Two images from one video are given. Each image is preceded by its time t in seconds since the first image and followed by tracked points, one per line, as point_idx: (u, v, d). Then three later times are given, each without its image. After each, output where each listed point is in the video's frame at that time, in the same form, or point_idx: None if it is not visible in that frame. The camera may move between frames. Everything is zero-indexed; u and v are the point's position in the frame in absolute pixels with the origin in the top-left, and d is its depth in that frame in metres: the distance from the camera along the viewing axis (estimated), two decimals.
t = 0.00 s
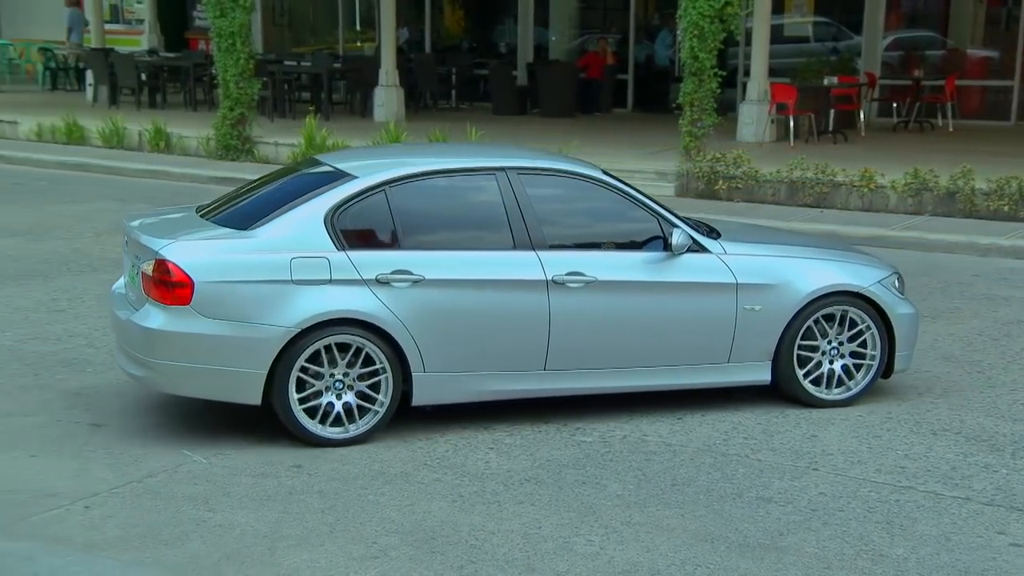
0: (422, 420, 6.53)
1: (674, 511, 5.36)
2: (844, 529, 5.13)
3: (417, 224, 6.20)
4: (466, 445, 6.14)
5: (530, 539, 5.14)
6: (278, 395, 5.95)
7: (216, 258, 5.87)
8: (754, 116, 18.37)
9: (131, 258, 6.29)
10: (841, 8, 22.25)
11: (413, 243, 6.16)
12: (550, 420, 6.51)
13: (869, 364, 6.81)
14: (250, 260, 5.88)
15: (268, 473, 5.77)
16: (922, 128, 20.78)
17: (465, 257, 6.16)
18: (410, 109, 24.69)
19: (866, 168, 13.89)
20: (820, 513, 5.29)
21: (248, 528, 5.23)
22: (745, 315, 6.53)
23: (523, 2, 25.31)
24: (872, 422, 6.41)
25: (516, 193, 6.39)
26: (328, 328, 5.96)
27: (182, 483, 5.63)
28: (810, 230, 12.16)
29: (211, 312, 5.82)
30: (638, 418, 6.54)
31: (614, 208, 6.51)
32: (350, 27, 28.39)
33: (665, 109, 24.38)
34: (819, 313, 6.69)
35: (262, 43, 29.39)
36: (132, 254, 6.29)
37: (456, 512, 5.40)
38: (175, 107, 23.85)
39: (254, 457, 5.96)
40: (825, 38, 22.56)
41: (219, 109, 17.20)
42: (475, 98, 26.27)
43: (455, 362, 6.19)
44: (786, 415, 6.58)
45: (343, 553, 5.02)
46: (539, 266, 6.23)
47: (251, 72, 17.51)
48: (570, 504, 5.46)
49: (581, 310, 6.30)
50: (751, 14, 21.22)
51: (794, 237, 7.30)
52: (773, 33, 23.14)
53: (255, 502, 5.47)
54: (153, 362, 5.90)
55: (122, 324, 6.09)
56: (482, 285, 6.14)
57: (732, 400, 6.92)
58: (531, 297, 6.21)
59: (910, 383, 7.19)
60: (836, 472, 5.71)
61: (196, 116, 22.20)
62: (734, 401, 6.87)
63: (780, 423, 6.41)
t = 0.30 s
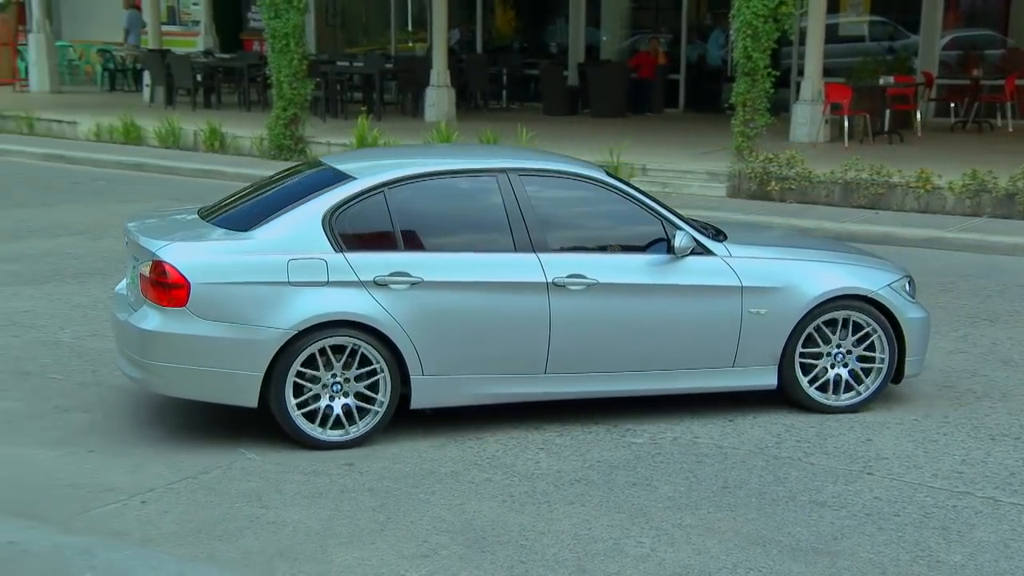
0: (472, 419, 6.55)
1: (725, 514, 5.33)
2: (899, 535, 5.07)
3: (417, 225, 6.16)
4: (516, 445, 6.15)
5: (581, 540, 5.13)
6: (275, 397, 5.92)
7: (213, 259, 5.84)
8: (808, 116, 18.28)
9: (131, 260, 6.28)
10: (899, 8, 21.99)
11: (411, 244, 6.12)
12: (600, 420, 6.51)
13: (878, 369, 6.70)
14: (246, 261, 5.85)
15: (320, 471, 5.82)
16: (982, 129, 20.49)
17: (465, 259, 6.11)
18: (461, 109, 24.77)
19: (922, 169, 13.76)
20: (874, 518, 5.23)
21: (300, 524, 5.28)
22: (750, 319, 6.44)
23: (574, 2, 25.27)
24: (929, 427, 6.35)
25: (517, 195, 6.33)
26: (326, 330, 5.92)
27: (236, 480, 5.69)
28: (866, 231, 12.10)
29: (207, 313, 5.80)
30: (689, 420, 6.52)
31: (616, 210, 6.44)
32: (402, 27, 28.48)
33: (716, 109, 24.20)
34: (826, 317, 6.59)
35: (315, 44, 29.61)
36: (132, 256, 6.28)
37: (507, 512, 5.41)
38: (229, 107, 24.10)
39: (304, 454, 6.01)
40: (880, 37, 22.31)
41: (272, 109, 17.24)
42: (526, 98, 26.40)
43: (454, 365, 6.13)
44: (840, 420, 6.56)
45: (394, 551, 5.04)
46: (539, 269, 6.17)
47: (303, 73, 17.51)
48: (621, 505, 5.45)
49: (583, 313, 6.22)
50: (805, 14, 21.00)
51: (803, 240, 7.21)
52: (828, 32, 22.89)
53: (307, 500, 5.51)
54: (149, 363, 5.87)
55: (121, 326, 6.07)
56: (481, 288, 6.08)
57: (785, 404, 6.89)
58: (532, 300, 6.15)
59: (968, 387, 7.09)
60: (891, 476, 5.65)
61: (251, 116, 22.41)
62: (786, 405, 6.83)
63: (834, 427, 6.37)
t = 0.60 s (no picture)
0: (525, 419, 6.56)
1: (780, 517, 5.29)
2: (959, 541, 4.99)
3: (419, 226, 6.12)
4: (567, 446, 6.14)
5: (633, 542, 5.11)
6: (276, 398, 5.90)
7: (214, 260, 5.84)
8: (864, 116, 18.15)
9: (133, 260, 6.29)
10: (959, 8, 21.67)
11: (414, 246, 6.08)
12: (652, 422, 6.50)
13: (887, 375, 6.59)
14: (247, 262, 5.85)
15: (372, 470, 5.85)
16: None
17: (468, 260, 6.06)
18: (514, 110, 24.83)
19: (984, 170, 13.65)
20: (933, 523, 5.16)
21: (353, 522, 5.31)
22: (758, 322, 6.38)
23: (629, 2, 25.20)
24: (989, 432, 6.29)
25: (522, 196, 6.28)
26: (328, 331, 5.90)
27: (290, 477, 5.74)
28: (924, 233, 12.02)
29: (208, 315, 5.80)
30: (742, 423, 6.50)
31: (622, 212, 6.38)
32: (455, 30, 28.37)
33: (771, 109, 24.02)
34: (834, 321, 6.52)
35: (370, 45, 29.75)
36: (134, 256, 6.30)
37: (558, 512, 5.41)
38: (283, 108, 24.30)
39: (358, 452, 6.05)
40: (939, 36, 22.00)
41: (326, 109, 17.36)
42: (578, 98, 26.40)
43: (456, 368, 6.10)
44: (897, 424, 6.50)
45: (447, 550, 5.06)
46: (543, 271, 6.13)
47: (358, 73, 17.63)
48: (673, 507, 5.43)
49: (588, 316, 6.18)
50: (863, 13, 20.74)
51: (811, 242, 7.13)
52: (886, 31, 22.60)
53: (360, 498, 5.55)
54: (150, 364, 5.87)
55: (122, 327, 6.08)
56: (484, 290, 6.04)
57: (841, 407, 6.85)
58: (535, 303, 6.11)
59: None
60: (950, 482, 5.58)
61: (305, 116, 22.57)
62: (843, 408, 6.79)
63: (890, 432, 6.33)
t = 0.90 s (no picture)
0: (580, 419, 6.57)
1: (838, 521, 5.23)
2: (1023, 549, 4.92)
3: (428, 227, 6.11)
4: (621, 447, 6.13)
5: (688, 544, 5.08)
6: (284, 400, 5.90)
7: (223, 260, 5.85)
8: (925, 116, 17.96)
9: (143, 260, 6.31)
10: None
11: (423, 246, 6.07)
12: (708, 423, 6.49)
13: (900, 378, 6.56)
14: (255, 263, 5.85)
15: (427, 468, 5.88)
16: None
17: (477, 262, 6.04)
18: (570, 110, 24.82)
19: None
20: (995, 530, 5.08)
21: (408, 520, 5.34)
22: (770, 323, 6.34)
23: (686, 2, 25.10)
24: None
25: (532, 197, 6.25)
26: (336, 333, 5.90)
27: (345, 475, 5.79)
28: (986, 234, 11.90)
29: (217, 315, 5.81)
30: (799, 426, 6.47)
31: (632, 213, 6.35)
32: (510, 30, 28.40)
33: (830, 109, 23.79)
34: (848, 324, 6.48)
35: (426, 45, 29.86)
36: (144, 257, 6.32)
37: (613, 513, 5.40)
38: (340, 107, 24.43)
39: (414, 452, 6.09)
40: (1003, 35, 21.60)
41: (382, 109, 17.52)
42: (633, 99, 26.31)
43: (465, 370, 6.08)
44: (958, 427, 6.43)
45: (502, 549, 5.07)
46: (553, 273, 6.11)
47: (414, 73, 17.72)
48: (729, 509, 5.40)
49: (598, 317, 6.15)
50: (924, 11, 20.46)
51: (823, 241, 7.08)
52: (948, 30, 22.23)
53: (414, 496, 5.58)
54: (160, 365, 5.89)
55: (132, 327, 6.11)
56: (494, 291, 6.02)
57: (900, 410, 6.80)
58: (545, 304, 6.09)
59: None
60: (1014, 488, 5.51)
61: (361, 116, 22.67)
62: (902, 412, 6.74)
63: (951, 436, 6.27)
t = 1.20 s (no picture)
0: (635, 420, 6.57)
1: (898, 526, 5.17)
2: None
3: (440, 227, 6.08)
4: (676, 448, 6.11)
5: (743, 547, 5.04)
6: (296, 401, 5.89)
7: (234, 261, 5.82)
8: (989, 116, 17.67)
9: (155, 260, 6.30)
10: None
11: (435, 248, 6.05)
12: (765, 426, 6.48)
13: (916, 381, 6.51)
14: (266, 263, 5.83)
15: (481, 467, 5.90)
16: None
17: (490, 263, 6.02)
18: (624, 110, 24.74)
19: None
20: None
21: (463, 519, 5.36)
22: (785, 324, 6.30)
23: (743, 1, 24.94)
24: None
25: (545, 198, 6.22)
26: (348, 335, 5.88)
27: (401, 473, 5.83)
28: None
29: (230, 317, 5.79)
30: (859, 430, 6.46)
31: (645, 214, 6.31)
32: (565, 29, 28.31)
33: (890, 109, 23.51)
34: (864, 325, 6.43)
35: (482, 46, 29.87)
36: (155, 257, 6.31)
37: (667, 515, 5.38)
38: (395, 107, 24.56)
39: (469, 450, 6.12)
40: None
41: (437, 109, 17.58)
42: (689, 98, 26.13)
43: (476, 371, 6.06)
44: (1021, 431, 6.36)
45: (555, 549, 5.07)
46: (566, 274, 6.08)
47: (469, 73, 17.76)
48: (785, 512, 5.35)
49: (611, 318, 6.12)
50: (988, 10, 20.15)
51: (837, 241, 7.03)
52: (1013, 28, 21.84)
53: (468, 495, 5.59)
54: (172, 366, 5.88)
55: (144, 327, 6.11)
56: (506, 291, 6.00)
57: (962, 413, 6.73)
58: (557, 306, 6.06)
59: None
60: None
61: (417, 116, 22.76)
62: (963, 416, 6.67)
63: (1014, 441, 6.21)
